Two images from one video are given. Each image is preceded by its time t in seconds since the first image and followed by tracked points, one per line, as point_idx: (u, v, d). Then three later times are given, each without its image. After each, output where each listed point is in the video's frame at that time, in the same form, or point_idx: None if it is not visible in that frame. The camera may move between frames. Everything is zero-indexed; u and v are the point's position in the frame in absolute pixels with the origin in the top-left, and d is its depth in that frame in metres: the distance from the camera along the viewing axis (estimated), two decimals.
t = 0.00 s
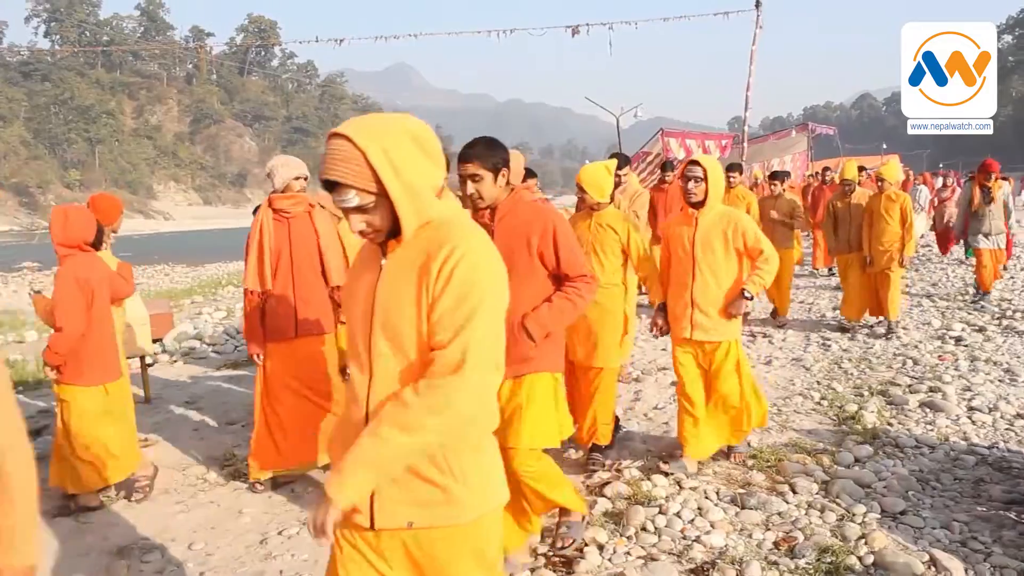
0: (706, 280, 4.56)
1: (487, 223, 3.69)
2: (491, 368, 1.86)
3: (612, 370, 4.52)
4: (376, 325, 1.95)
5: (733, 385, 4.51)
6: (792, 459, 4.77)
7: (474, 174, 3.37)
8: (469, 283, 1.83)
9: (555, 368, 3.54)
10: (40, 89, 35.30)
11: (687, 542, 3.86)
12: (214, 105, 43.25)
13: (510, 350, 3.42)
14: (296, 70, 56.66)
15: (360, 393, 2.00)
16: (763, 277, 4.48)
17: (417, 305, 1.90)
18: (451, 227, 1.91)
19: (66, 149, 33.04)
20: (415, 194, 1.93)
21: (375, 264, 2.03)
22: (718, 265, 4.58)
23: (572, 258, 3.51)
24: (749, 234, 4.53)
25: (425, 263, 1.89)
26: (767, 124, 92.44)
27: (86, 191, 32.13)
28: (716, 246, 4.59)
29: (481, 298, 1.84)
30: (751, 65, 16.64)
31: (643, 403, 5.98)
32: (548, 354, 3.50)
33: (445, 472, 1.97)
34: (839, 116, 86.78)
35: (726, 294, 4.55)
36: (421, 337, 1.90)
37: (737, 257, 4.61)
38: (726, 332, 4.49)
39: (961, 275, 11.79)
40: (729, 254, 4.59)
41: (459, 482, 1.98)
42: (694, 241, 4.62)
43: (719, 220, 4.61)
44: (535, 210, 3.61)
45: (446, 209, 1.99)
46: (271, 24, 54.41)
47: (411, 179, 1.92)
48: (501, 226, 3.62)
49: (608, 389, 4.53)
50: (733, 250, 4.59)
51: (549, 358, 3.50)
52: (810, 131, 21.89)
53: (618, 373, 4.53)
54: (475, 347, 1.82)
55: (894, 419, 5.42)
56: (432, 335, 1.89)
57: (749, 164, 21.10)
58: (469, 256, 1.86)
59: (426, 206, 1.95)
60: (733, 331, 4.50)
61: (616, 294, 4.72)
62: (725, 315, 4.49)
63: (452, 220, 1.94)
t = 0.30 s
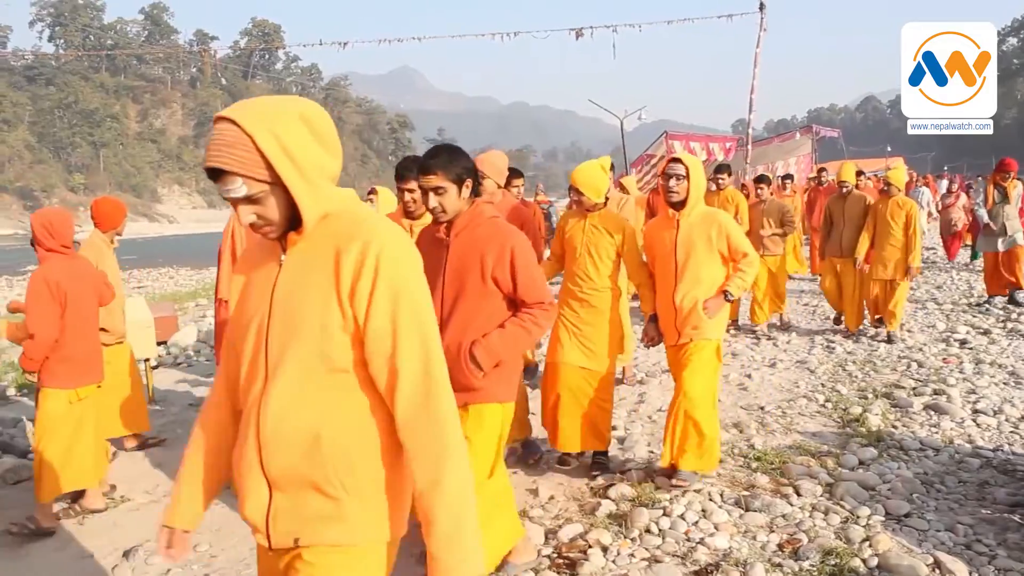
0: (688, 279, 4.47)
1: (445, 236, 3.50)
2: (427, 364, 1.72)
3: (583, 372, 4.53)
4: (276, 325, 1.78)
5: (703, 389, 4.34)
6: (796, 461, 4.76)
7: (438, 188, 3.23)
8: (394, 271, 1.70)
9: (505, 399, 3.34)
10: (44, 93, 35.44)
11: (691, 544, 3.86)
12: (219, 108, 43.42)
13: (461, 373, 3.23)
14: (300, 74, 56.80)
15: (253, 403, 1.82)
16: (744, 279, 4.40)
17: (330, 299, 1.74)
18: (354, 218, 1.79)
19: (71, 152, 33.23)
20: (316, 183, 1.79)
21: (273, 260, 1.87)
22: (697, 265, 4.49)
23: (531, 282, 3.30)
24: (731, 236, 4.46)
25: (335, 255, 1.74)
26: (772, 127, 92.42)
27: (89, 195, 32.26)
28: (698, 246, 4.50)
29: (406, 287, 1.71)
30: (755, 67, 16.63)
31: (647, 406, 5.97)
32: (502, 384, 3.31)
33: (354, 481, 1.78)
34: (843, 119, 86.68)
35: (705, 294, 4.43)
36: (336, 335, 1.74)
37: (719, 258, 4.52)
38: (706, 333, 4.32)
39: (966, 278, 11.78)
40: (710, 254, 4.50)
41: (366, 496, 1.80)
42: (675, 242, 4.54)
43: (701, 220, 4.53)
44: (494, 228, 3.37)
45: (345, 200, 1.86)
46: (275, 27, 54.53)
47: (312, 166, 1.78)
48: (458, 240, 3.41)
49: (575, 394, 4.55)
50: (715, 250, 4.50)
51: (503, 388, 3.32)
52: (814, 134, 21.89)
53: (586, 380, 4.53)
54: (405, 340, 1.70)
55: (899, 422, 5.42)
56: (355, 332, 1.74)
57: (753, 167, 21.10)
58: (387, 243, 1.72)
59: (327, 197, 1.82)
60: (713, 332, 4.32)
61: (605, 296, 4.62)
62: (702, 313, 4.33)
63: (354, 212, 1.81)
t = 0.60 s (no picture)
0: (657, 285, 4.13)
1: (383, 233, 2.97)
2: (337, 398, 1.54)
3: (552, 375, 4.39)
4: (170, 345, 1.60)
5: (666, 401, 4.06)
6: (782, 456, 4.78)
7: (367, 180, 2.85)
8: (301, 288, 1.51)
9: (420, 422, 2.72)
10: (33, 76, 35.27)
11: (676, 536, 3.87)
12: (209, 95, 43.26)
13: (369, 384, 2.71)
14: (291, 61, 56.61)
15: (148, 431, 1.66)
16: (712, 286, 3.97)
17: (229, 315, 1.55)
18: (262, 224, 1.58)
19: (59, 137, 33.11)
20: (220, 183, 1.59)
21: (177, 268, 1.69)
22: (666, 270, 4.13)
23: (458, 296, 2.68)
24: (708, 239, 4.04)
25: (238, 274, 1.55)
26: (763, 122, 92.59)
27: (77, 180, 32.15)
28: (670, 248, 4.11)
29: (313, 308, 1.51)
30: (748, 62, 16.66)
31: (634, 398, 5.99)
32: (422, 406, 2.71)
33: (246, 529, 1.59)
34: (834, 115, 86.85)
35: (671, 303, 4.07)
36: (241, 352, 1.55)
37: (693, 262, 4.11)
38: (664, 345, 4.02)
39: (953, 276, 11.85)
40: (682, 257, 4.10)
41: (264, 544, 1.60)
42: (648, 241, 4.19)
43: (678, 219, 4.13)
44: (430, 232, 2.78)
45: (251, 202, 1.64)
46: (267, 14, 54.30)
47: (217, 165, 1.58)
48: (393, 242, 2.84)
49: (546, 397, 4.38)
50: (688, 254, 4.10)
51: (422, 410, 2.71)
52: (805, 130, 21.94)
53: (553, 380, 4.40)
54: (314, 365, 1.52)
55: (884, 417, 5.45)
56: (261, 358, 1.56)
57: (744, 161, 21.16)
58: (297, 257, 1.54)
59: (233, 197, 1.61)
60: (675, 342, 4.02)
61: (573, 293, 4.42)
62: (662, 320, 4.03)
63: (261, 220, 1.60)
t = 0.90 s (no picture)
0: (636, 277, 4.14)
1: (303, 229, 2.69)
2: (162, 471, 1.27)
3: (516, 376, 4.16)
4: None
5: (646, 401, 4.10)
6: (768, 451, 4.80)
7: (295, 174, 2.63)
8: (137, 332, 1.26)
9: (365, 432, 2.51)
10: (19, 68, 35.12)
11: (663, 532, 3.89)
12: (197, 88, 43.22)
13: (301, 400, 2.49)
14: (280, 55, 56.50)
15: None
16: (694, 284, 4.08)
17: (54, 339, 1.30)
18: (127, 246, 1.33)
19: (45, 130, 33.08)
20: (64, 192, 1.31)
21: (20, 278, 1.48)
22: (645, 264, 4.16)
23: (382, 298, 2.43)
24: (690, 235, 4.11)
25: (68, 300, 1.31)
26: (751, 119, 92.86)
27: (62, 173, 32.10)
28: (652, 242, 4.14)
29: (146, 355, 1.26)
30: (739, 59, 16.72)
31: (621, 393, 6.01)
32: (362, 418, 2.50)
33: None
34: (821, 112, 87.24)
35: (653, 298, 4.12)
36: (60, 383, 1.29)
37: (671, 257, 4.17)
38: (645, 342, 4.08)
39: (939, 273, 11.93)
40: (663, 251, 4.15)
41: None
42: (628, 233, 4.19)
43: (659, 212, 4.16)
44: (352, 227, 2.49)
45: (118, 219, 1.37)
46: (255, 7, 54.05)
47: (64, 167, 1.30)
48: (312, 241, 2.55)
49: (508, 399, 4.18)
50: (669, 248, 4.15)
51: (366, 420, 2.51)
52: (793, 127, 22.00)
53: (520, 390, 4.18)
54: (149, 422, 1.26)
55: (870, 413, 5.47)
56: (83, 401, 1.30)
57: (732, 157, 21.24)
58: (141, 289, 1.29)
59: (87, 209, 1.34)
60: (655, 340, 4.09)
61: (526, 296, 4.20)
62: (643, 314, 4.08)
63: (121, 242, 1.34)
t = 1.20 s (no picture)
0: (593, 289, 3.83)
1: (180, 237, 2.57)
2: None
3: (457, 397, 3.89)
4: None
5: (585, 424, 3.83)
6: (749, 449, 4.82)
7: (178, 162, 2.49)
8: None
9: (269, 452, 2.52)
10: None
11: (645, 528, 3.90)
12: (179, 83, 42.97)
13: (204, 424, 2.42)
14: (262, 50, 56.23)
15: None
16: (655, 291, 3.80)
17: None
18: None
19: (24, 124, 32.80)
20: None
21: None
22: (601, 274, 3.84)
23: (298, 306, 2.44)
24: (647, 238, 3.83)
25: None
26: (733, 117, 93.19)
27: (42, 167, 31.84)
28: (606, 249, 3.84)
29: None
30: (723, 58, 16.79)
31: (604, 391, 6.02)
32: (264, 435, 2.49)
33: None
34: (803, 111, 87.64)
35: (613, 309, 3.85)
36: None
37: (628, 263, 3.89)
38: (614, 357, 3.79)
39: (919, 271, 12.02)
40: (619, 258, 3.86)
41: None
42: (580, 242, 3.85)
43: (611, 218, 3.86)
44: (256, 234, 2.45)
45: None
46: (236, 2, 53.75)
47: None
48: (202, 248, 2.45)
49: (445, 423, 3.86)
50: (625, 255, 3.86)
51: (269, 439, 2.50)
52: (776, 125, 22.08)
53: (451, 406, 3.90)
54: None
55: (850, 410, 5.51)
56: None
57: (714, 155, 21.32)
58: None
59: None
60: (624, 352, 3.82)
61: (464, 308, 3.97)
62: (607, 330, 3.77)
63: None
